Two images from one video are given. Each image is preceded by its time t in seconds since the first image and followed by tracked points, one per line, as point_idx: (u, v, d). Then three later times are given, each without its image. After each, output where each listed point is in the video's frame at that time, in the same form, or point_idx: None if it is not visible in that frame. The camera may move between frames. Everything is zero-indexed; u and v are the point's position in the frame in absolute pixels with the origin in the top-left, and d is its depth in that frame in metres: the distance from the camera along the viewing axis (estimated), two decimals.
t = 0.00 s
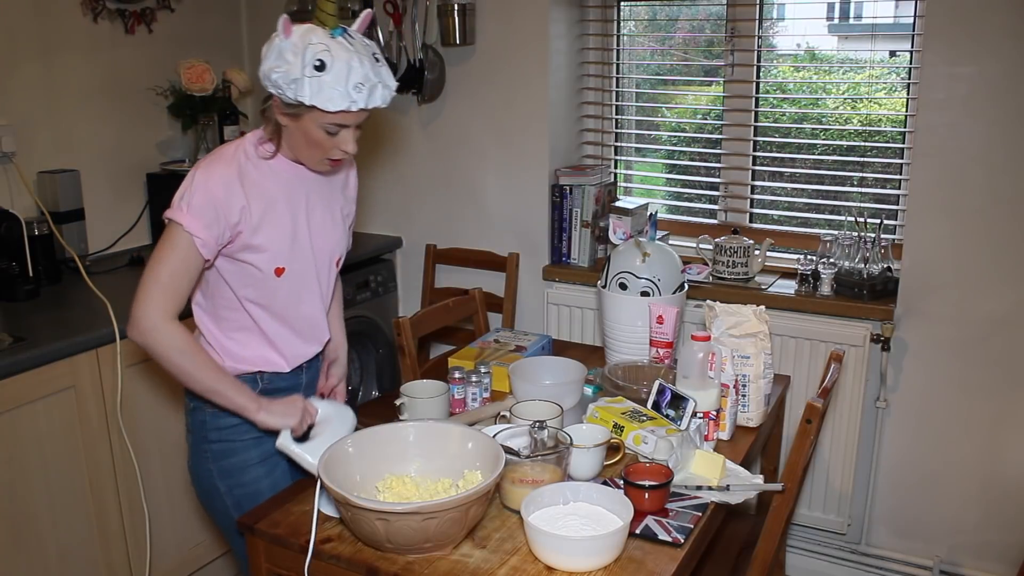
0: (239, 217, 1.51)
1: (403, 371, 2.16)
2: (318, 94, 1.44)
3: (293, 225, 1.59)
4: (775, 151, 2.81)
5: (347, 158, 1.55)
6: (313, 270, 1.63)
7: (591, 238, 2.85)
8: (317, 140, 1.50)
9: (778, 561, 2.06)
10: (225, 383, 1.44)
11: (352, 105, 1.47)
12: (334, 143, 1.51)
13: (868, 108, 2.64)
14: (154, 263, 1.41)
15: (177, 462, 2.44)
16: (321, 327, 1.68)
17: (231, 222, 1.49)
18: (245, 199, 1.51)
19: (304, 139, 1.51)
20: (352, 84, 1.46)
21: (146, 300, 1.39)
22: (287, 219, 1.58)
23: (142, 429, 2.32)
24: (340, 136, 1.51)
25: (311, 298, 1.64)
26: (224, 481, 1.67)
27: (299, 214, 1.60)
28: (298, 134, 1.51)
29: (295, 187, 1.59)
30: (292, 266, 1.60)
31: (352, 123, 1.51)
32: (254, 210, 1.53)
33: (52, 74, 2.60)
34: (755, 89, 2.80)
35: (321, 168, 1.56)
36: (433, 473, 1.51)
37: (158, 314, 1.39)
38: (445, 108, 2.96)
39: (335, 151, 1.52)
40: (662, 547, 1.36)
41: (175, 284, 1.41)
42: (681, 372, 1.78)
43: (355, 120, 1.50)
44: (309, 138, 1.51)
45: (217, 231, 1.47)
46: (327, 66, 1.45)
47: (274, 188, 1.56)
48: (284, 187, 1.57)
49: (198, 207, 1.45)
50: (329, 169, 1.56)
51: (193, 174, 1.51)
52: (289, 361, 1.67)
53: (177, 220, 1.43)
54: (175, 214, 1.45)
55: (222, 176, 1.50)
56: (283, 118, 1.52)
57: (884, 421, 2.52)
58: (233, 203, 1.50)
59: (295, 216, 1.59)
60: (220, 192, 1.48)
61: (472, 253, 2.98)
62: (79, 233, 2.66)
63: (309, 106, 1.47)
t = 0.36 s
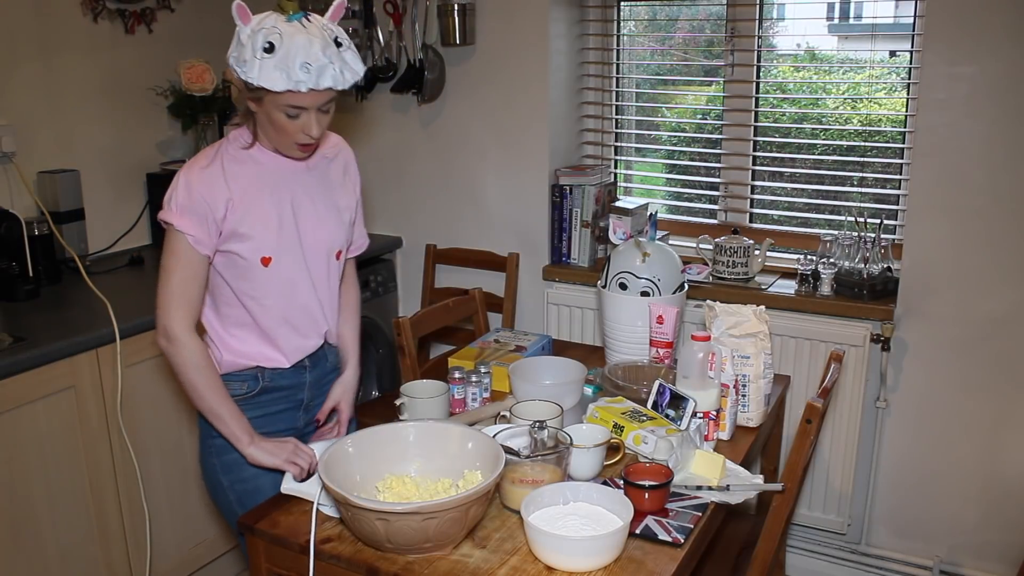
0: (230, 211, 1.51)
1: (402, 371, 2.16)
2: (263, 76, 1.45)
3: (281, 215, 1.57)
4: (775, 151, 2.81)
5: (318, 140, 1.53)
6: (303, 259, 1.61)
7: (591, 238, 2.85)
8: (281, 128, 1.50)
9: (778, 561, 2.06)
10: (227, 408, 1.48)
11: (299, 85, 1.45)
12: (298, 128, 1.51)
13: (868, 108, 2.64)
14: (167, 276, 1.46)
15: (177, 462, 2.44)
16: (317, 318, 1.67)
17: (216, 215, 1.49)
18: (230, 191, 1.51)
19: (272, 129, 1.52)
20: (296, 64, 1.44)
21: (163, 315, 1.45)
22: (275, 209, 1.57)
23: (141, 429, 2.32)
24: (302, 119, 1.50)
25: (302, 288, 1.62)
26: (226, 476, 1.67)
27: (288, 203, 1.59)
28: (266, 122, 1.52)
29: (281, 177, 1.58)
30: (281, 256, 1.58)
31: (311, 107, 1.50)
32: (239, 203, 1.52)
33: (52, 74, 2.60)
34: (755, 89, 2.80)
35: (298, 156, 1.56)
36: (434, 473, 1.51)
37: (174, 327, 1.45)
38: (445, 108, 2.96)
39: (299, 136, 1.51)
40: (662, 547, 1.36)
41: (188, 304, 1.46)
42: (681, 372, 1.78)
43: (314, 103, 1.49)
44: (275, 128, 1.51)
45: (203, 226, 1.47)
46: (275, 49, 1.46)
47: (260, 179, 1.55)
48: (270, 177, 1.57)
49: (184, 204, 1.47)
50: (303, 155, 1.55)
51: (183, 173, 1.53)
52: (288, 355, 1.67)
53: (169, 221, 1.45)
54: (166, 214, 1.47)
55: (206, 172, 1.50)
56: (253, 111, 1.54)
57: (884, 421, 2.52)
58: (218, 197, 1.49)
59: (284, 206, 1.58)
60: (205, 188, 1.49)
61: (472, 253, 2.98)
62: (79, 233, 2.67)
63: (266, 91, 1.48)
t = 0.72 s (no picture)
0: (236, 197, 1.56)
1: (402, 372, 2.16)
2: (257, 60, 1.53)
3: (287, 205, 1.60)
4: (775, 151, 2.81)
5: (321, 124, 1.59)
6: (307, 250, 1.62)
7: (591, 238, 2.85)
8: (283, 113, 1.58)
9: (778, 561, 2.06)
10: (223, 384, 1.50)
11: (289, 67, 1.52)
12: (299, 112, 1.57)
13: (868, 108, 2.64)
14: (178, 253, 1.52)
15: (177, 462, 2.44)
16: (324, 312, 1.66)
17: (221, 199, 1.55)
18: (238, 178, 1.57)
19: (276, 115, 1.60)
20: (285, 47, 1.51)
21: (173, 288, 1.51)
22: (281, 198, 1.60)
23: (141, 429, 2.32)
24: (301, 104, 1.57)
25: (306, 278, 1.62)
26: (243, 468, 1.67)
27: (296, 195, 1.62)
28: (273, 111, 1.60)
29: (292, 170, 1.62)
30: (285, 244, 1.60)
31: (308, 89, 1.56)
32: (248, 190, 1.58)
33: (53, 74, 2.60)
34: (755, 89, 2.80)
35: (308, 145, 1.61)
36: (433, 473, 1.51)
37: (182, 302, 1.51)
38: (445, 107, 2.96)
39: (300, 120, 1.57)
40: (662, 547, 1.36)
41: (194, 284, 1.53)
42: (681, 372, 1.78)
43: (311, 85, 1.56)
44: (278, 113, 1.58)
45: (209, 209, 1.54)
46: (269, 34, 1.54)
47: (269, 170, 1.60)
48: (280, 169, 1.61)
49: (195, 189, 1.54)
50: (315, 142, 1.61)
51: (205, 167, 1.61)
52: (295, 349, 1.65)
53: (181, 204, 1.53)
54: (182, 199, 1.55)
55: (218, 161, 1.58)
56: (262, 99, 1.63)
57: (884, 421, 2.52)
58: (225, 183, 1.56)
59: (291, 197, 1.61)
60: (214, 174, 1.56)
61: (472, 253, 2.98)
62: (79, 232, 2.67)
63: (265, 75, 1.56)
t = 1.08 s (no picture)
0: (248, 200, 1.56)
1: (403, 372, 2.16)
2: (269, 53, 1.53)
3: (297, 209, 1.59)
4: (775, 151, 2.81)
5: (334, 120, 1.57)
6: (317, 255, 1.61)
7: (591, 238, 2.85)
8: (295, 108, 1.56)
9: (779, 561, 2.06)
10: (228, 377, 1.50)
11: (300, 60, 1.51)
12: (309, 108, 1.56)
13: (868, 108, 2.64)
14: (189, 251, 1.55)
15: (178, 462, 2.44)
16: (334, 317, 1.65)
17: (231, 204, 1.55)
18: (250, 181, 1.57)
19: (288, 111, 1.58)
20: (296, 38, 1.50)
21: (181, 286, 1.53)
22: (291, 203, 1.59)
23: (141, 429, 2.32)
24: (313, 99, 1.55)
25: (315, 284, 1.61)
26: (248, 463, 1.68)
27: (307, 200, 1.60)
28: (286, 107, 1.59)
29: (304, 174, 1.61)
30: (295, 249, 1.59)
31: (319, 83, 1.54)
32: (260, 194, 1.57)
33: (53, 73, 2.60)
34: (755, 89, 2.80)
35: (321, 143, 1.59)
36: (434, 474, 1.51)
37: (191, 299, 1.52)
38: (445, 107, 2.96)
39: (311, 115, 1.55)
40: (662, 547, 1.36)
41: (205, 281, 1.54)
42: (682, 372, 1.78)
43: (322, 79, 1.54)
44: (290, 109, 1.57)
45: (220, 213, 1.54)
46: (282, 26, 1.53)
47: (282, 174, 1.59)
48: (291, 173, 1.60)
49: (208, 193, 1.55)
50: (327, 139, 1.58)
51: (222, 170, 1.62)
52: (306, 351, 1.66)
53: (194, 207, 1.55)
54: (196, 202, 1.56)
55: (232, 164, 1.58)
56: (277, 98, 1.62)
57: (884, 421, 2.52)
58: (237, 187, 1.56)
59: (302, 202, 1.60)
60: (227, 178, 1.56)
61: (472, 253, 2.98)
62: (79, 232, 2.67)
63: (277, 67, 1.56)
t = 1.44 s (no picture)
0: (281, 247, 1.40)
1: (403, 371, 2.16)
2: (274, 68, 1.42)
3: (325, 260, 1.47)
4: (775, 151, 2.81)
5: (350, 130, 1.41)
6: (336, 299, 1.52)
7: (591, 238, 2.85)
8: (308, 123, 1.42)
9: (779, 561, 2.06)
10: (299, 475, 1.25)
11: (301, 63, 1.39)
12: (321, 119, 1.41)
13: (868, 108, 2.64)
14: (231, 316, 1.33)
15: (178, 462, 2.44)
16: (342, 345, 1.63)
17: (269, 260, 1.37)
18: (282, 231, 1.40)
19: (305, 134, 1.45)
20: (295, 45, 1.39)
21: (227, 362, 1.31)
22: (319, 254, 1.46)
23: (141, 429, 2.32)
24: (323, 109, 1.41)
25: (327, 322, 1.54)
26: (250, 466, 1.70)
27: (334, 248, 1.48)
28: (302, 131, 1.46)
29: (332, 221, 1.47)
30: (318, 295, 1.48)
31: (328, 90, 1.41)
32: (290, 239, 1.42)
33: (53, 74, 2.60)
34: (755, 89, 2.80)
35: (343, 167, 1.43)
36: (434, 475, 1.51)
37: (243, 372, 1.31)
38: (445, 107, 2.96)
39: (324, 127, 1.41)
40: (662, 547, 1.36)
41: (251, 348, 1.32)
42: (681, 372, 1.78)
43: (330, 86, 1.41)
44: (304, 127, 1.44)
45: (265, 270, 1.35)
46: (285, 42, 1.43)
47: (310, 222, 1.45)
48: (319, 220, 1.46)
49: (248, 242, 1.35)
50: (349, 159, 1.42)
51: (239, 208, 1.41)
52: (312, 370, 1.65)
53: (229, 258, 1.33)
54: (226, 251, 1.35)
55: (260, 210, 1.38)
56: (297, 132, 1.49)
57: (884, 421, 2.52)
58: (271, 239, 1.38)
59: (330, 252, 1.48)
60: (261, 230, 1.37)
61: (472, 253, 2.98)
62: (79, 232, 2.67)
63: (287, 86, 1.44)
